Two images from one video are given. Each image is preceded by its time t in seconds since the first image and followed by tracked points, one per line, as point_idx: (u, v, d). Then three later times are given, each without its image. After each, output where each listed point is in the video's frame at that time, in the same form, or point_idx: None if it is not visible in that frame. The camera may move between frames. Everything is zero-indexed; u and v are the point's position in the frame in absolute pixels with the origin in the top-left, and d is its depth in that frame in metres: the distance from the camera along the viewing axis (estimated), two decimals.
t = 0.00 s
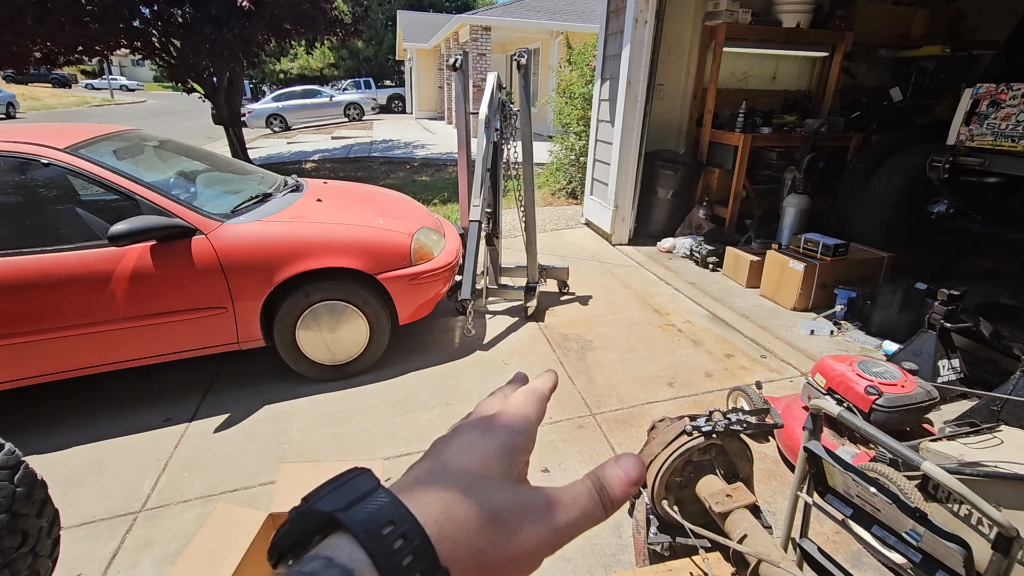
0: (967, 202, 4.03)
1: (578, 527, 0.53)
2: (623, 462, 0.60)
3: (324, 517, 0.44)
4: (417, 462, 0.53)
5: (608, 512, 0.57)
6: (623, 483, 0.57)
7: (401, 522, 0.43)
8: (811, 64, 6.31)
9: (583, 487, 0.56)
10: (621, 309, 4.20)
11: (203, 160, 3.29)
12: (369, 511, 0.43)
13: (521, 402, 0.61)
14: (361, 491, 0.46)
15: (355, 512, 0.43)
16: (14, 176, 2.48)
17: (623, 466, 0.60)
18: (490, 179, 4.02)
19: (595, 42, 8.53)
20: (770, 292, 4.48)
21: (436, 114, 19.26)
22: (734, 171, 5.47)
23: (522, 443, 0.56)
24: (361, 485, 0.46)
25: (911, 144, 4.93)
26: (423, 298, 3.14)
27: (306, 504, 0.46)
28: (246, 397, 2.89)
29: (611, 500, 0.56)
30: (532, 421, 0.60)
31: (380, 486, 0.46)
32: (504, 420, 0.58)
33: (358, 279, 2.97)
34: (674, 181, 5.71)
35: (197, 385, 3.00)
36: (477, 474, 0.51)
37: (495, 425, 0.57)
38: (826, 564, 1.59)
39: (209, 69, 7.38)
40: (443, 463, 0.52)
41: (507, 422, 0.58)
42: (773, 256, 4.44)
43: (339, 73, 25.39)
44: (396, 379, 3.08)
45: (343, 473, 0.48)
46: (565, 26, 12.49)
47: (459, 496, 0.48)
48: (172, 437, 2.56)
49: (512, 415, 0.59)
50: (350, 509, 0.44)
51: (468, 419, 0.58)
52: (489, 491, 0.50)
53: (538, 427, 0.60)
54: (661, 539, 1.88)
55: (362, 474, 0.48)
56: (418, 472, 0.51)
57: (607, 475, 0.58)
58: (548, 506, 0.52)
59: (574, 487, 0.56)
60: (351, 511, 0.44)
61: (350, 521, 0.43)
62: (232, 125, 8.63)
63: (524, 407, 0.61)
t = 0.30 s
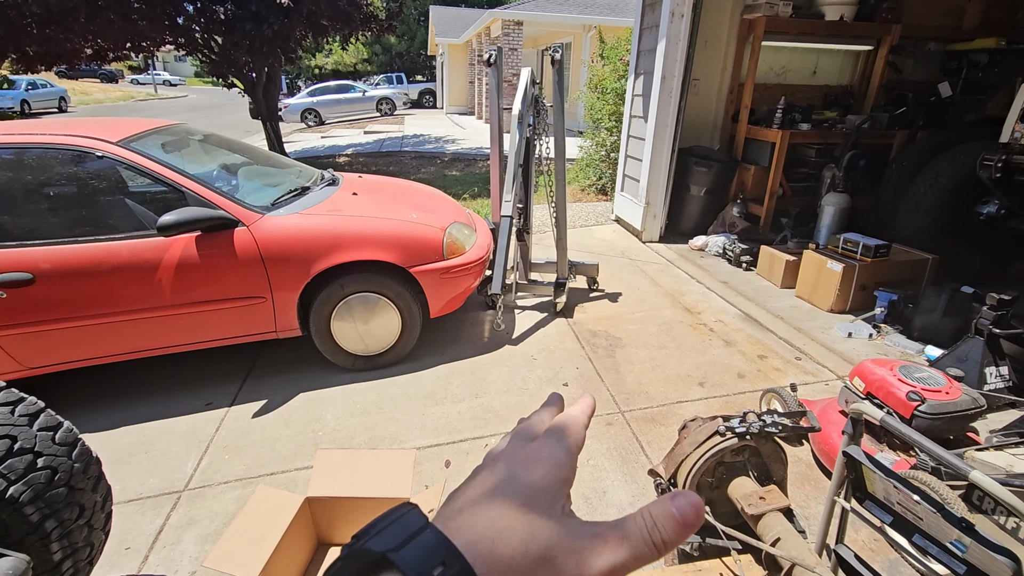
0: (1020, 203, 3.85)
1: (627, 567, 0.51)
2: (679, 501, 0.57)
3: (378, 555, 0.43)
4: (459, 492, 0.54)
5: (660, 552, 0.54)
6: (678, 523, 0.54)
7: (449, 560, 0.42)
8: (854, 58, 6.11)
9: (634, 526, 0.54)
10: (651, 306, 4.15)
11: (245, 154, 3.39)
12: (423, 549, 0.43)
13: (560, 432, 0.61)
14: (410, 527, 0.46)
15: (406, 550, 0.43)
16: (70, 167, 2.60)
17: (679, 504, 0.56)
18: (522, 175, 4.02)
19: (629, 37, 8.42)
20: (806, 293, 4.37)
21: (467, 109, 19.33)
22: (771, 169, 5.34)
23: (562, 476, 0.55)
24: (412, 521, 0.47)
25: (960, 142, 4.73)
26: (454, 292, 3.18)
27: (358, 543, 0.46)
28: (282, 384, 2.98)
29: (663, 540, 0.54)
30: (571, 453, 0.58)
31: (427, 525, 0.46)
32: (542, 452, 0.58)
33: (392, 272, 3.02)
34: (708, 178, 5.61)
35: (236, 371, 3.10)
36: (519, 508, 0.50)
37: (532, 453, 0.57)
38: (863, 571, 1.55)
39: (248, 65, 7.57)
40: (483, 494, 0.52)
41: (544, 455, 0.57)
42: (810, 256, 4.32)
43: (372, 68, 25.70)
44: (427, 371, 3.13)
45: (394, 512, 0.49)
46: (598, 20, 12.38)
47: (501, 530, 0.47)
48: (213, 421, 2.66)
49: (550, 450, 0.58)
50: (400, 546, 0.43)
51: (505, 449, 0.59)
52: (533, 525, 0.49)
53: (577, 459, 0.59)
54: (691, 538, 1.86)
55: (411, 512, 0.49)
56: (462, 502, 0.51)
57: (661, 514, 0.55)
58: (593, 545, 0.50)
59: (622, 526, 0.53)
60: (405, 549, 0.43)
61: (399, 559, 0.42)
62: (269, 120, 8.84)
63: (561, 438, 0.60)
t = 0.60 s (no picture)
0: None
1: None
2: (682, 527, 0.56)
3: (380, 563, 0.44)
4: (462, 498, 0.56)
5: None
6: (681, 550, 0.54)
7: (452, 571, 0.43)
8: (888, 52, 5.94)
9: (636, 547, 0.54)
10: (673, 304, 4.11)
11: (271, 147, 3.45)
12: (422, 558, 0.44)
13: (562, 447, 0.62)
14: (414, 534, 0.48)
15: (408, 558, 0.44)
16: (105, 160, 2.67)
17: (683, 529, 0.56)
18: (545, 169, 4.01)
19: (654, 30, 8.32)
20: (833, 292, 4.27)
21: (489, 104, 19.32)
22: (799, 165, 5.22)
23: (562, 490, 0.57)
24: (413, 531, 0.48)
25: (999, 138, 4.57)
26: (475, 286, 3.19)
27: (360, 551, 0.47)
28: (306, 374, 3.03)
29: (666, 564, 0.53)
30: (574, 465, 0.60)
31: (427, 533, 0.48)
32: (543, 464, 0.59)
33: (414, 265, 3.04)
34: (733, 174, 5.51)
35: (261, 360, 3.16)
36: (520, 518, 0.52)
37: (535, 466, 0.59)
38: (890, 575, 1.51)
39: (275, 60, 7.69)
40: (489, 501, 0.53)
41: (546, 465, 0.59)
42: (838, 254, 4.22)
43: (396, 63, 25.86)
44: (447, 364, 3.15)
45: (399, 519, 0.51)
46: (623, 14, 12.24)
47: (504, 540, 0.49)
48: (239, 408, 2.72)
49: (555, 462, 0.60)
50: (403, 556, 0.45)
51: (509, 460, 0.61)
52: (531, 535, 0.50)
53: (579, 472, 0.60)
54: (712, 537, 1.84)
55: (413, 520, 0.50)
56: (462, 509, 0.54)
57: (664, 536, 0.54)
58: (594, 560, 0.51)
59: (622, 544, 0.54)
60: (408, 556, 0.44)
61: (401, 567, 0.43)
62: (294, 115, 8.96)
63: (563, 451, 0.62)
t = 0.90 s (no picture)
0: None
1: None
2: None
3: (460, 551, 0.63)
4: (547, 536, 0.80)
5: None
6: None
7: None
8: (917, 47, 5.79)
9: None
10: (689, 302, 4.07)
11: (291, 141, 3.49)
12: (497, 558, 0.62)
13: (640, 532, 0.86)
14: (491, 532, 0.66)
15: (485, 554, 0.62)
16: (131, 153, 2.74)
17: None
18: (562, 165, 3.99)
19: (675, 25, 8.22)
20: (855, 292, 4.19)
21: (508, 100, 19.29)
22: (822, 162, 5.13)
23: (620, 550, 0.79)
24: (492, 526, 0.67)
25: None
26: (491, 281, 3.20)
27: (440, 535, 0.67)
28: (323, 365, 3.07)
29: None
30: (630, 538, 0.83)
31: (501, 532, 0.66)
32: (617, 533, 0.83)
33: (430, 259, 3.07)
34: (753, 171, 5.44)
35: (280, 352, 3.22)
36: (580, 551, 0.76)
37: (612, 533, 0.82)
38: None
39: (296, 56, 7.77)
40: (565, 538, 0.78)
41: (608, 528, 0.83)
42: (860, 253, 4.14)
43: (415, 59, 25.97)
44: (462, 358, 3.17)
45: (475, 515, 0.69)
46: (643, 9, 12.11)
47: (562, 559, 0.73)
48: (258, 397, 2.77)
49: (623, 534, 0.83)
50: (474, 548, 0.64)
51: (593, 519, 0.84)
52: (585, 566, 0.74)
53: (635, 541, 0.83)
54: (724, 536, 1.81)
55: (486, 518, 0.69)
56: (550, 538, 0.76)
57: None
58: None
59: None
60: (486, 553, 0.62)
61: (479, 560, 0.62)
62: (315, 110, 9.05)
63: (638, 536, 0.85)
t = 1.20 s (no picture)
0: None
1: (602, 406, 0.79)
2: (651, 344, 0.81)
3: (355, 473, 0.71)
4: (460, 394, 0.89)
5: (643, 391, 0.80)
6: (650, 362, 0.79)
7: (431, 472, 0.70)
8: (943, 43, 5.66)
9: (611, 376, 0.81)
10: (703, 301, 4.04)
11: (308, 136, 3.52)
12: (390, 466, 0.71)
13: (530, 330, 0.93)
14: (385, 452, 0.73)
15: (380, 470, 0.71)
16: (152, 146, 2.79)
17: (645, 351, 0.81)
18: (577, 162, 3.96)
19: (694, 21, 8.12)
20: (873, 293, 4.12)
21: (523, 96, 19.23)
22: (841, 161, 5.04)
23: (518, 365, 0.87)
24: (382, 442, 0.73)
25: None
26: (503, 276, 3.20)
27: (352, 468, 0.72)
28: (335, 358, 3.11)
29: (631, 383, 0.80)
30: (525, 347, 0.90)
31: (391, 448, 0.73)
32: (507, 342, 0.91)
33: (443, 255, 3.08)
34: (771, 169, 5.36)
35: (294, 344, 3.26)
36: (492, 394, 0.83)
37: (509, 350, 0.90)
38: None
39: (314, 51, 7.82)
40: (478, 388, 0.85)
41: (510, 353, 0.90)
42: (879, 253, 4.06)
43: (432, 54, 25.99)
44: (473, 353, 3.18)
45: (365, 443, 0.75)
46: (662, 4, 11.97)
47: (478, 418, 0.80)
48: (272, 389, 2.81)
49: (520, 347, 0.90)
50: (374, 465, 0.71)
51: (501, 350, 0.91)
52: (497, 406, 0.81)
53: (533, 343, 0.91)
54: (732, 536, 1.80)
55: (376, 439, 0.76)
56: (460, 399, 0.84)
57: (629, 364, 0.81)
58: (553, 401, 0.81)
59: (604, 380, 0.81)
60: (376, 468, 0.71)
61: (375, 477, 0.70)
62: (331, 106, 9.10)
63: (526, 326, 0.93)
